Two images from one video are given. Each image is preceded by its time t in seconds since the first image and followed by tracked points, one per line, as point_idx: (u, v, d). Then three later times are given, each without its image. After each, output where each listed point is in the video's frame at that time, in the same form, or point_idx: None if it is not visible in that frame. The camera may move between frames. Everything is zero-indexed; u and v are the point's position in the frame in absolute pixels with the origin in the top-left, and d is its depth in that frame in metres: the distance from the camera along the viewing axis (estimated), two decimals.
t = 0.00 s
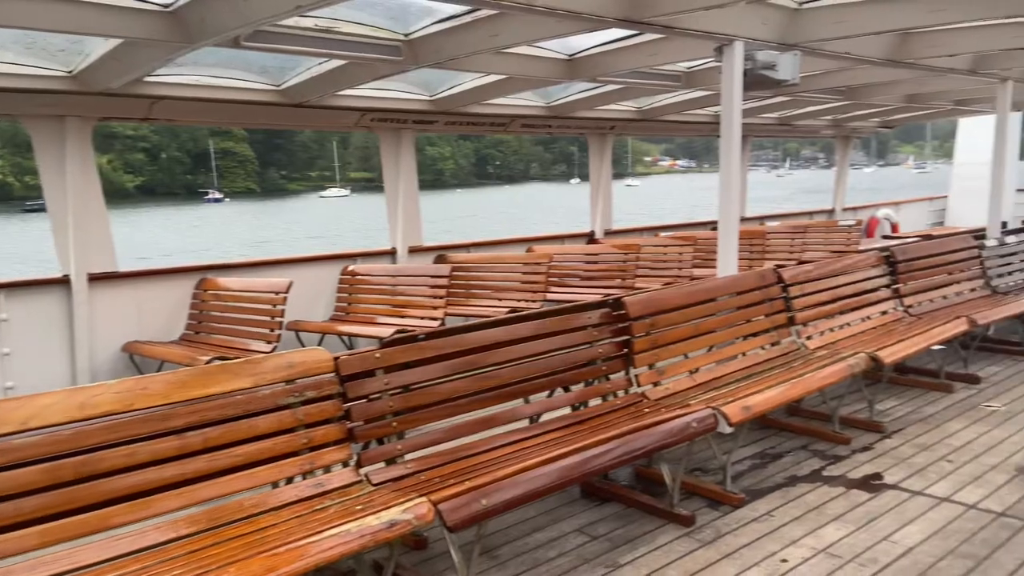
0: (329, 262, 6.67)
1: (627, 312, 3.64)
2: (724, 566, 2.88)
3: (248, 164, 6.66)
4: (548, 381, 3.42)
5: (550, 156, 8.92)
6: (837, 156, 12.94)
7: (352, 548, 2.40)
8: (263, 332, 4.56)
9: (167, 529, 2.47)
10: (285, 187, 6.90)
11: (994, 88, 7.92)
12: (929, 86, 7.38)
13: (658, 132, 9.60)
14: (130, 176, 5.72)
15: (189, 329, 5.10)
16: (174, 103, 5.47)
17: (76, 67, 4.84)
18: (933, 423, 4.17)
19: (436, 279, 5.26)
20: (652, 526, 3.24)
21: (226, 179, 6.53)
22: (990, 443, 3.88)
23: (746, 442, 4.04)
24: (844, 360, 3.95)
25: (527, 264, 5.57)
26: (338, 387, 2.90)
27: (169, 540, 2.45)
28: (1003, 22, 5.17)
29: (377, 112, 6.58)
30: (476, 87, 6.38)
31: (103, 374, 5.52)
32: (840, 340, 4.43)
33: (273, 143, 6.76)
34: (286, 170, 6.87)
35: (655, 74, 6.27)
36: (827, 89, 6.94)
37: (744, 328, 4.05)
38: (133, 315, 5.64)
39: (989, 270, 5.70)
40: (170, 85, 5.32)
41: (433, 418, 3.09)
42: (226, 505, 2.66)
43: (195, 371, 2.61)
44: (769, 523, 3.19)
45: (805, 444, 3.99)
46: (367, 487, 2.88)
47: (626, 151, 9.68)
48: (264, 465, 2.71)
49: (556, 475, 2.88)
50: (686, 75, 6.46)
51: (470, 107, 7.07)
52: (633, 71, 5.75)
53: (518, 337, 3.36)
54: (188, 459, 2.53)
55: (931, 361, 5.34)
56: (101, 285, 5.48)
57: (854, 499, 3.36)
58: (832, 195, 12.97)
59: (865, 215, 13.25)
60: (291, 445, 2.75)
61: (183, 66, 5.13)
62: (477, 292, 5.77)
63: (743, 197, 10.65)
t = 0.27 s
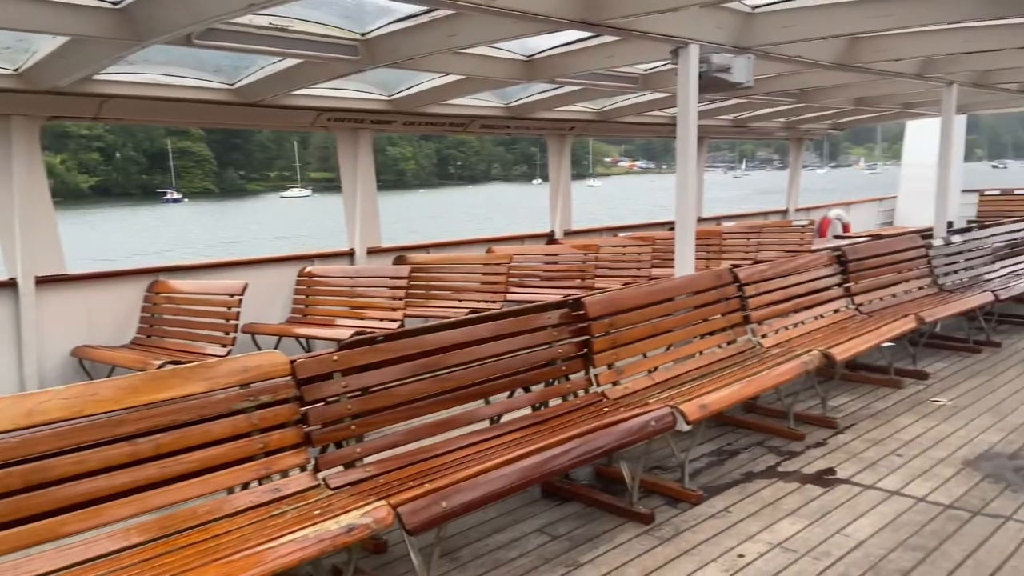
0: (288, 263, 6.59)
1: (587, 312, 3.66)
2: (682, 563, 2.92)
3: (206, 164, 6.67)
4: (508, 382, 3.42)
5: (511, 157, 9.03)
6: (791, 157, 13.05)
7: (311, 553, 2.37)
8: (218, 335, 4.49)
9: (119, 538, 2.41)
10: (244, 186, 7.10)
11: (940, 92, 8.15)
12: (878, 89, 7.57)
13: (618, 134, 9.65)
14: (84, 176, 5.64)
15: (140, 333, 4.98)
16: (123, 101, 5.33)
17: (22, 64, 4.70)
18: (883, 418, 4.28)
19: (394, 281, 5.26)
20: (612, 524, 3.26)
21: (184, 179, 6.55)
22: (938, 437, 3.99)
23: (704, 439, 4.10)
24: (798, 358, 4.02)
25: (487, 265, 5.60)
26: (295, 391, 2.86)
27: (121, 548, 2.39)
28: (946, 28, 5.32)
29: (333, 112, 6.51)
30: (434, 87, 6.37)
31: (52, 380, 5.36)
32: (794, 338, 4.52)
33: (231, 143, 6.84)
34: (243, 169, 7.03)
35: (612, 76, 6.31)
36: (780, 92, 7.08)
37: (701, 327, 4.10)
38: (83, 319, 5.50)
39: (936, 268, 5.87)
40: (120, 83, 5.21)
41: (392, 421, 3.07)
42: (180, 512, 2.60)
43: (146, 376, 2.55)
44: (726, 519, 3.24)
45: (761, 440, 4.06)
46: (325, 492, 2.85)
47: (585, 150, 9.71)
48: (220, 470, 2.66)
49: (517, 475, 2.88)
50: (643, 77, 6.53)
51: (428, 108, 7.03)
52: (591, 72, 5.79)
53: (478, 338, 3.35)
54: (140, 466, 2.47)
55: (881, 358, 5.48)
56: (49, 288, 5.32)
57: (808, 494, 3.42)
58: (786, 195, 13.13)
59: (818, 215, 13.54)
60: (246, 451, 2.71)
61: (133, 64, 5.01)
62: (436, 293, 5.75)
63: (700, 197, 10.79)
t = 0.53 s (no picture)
0: (245, 265, 6.51)
1: (548, 313, 3.67)
2: (643, 560, 2.94)
3: (162, 165, 7.61)
4: (469, 383, 3.41)
5: (472, 158, 9.83)
6: (747, 158, 13.02)
7: (269, 559, 2.33)
8: (173, 339, 4.41)
9: (71, 547, 2.34)
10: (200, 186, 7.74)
11: (889, 95, 8.37)
12: (831, 92, 7.74)
13: (580, 135, 9.70)
14: (42, 177, 6.28)
15: (93, 336, 4.86)
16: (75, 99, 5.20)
17: None
18: (838, 414, 4.37)
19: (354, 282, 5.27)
20: (574, 523, 3.28)
21: (141, 179, 7.35)
22: (891, 432, 4.10)
23: (664, 437, 4.14)
24: (755, 356, 4.09)
25: (448, 266, 5.61)
26: (253, 394, 2.81)
27: (73, 557, 2.32)
28: (894, 33, 5.47)
29: (291, 111, 6.43)
30: (394, 86, 6.34)
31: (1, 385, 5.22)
32: (751, 337, 4.59)
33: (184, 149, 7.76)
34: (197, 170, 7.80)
35: (573, 77, 6.35)
36: (737, 94, 7.19)
37: (661, 326, 4.15)
38: (33, 322, 5.36)
39: (887, 267, 6.02)
40: (72, 81, 5.10)
41: (352, 423, 3.04)
42: (134, 519, 2.55)
43: (98, 380, 2.48)
44: (686, 516, 3.28)
45: (720, 437, 4.12)
46: (284, 496, 2.82)
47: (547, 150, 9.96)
48: (176, 476, 2.60)
49: (479, 476, 2.88)
50: (603, 78, 6.57)
51: (387, 107, 6.99)
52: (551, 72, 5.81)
53: (439, 339, 3.34)
54: (92, 473, 2.40)
55: (836, 356, 5.60)
56: None
57: (766, 489, 3.48)
58: (744, 196, 13.24)
59: (775, 216, 13.77)
60: (202, 456, 2.66)
61: (85, 61, 4.90)
62: (397, 294, 5.74)
63: (659, 197, 10.91)
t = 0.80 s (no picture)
0: (204, 266, 6.41)
1: (512, 313, 3.67)
2: (608, 558, 2.96)
3: (124, 164, 7.50)
4: (433, 384, 3.40)
5: (439, 158, 9.79)
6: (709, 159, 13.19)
7: (229, 564, 2.29)
8: (129, 342, 4.35)
9: (23, 555, 2.27)
10: (163, 186, 7.60)
11: (847, 97, 8.54)
12: (791, 94, 7.86)
13: (545, 135, 9.72)
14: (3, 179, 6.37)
15: (46, 339, 4.74)
16: (27, 97, 5.06)
17: None
18: (797, 410, 4.45)
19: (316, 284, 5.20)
20: (539, 522, 3.29)
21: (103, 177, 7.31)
22: (848, 427, 4.18)
23: (628, 436, 4.17)
24: (717, 354, 4.14)
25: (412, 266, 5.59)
26: (213, 397, 2.77)
27: (25, 567, 2.25)
28: (849, 37, 5.59)
29: (251, 109, 6.33)
30: (357, 85, 6.28)
31: None
32: (713, 335, 4.65)
33: (146, 146, 7.64)
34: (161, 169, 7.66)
35: (537, 77, 6.37)
36: (698, 96, 7.28)
37: (625, 325, 4.18)
38: None
39: (844, 266, 6.15)
40: (24, 77, 4.96)
41: (315, 426, 3.01)
42: (89, 526, 2.48)
43: (51, 384, 2.41)
44: (650, 514, 3.30)
45: (683, 435, 4.16)
46: (244, 500, 2.78)
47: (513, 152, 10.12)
48: (133, 481, 2.54)
49: (443, 477, 2.87)
50: (567, 78, 6.59)
51: (349, 106, 6.93)
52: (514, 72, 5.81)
53: (402, 341, 3.31)
54: (45, 479, 2.33)
55: (795, 353, 5.70)
56: None
57: (727, 486, 3.53)
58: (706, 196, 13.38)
59: (737, 216, 13.96)
60: (160, 460, 2.60)
61: (37, 57, 4.77)
62: (360, 295, 5.71)
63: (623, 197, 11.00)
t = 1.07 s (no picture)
0: (167, 267, 6.32)
1: (480, 313, 3.66)
2: (575, 557, 2.97)
3: (87, 162, 7.12)
4: (400, 385, 3.38)
5: (407, 157, 9.70)
6: (676, 160, 13.35)
7: (190, 570, 2.25)
8: (88, 344, 4.29)
9: None
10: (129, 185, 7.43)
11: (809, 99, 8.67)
12: (755, 96, 7.96)
13: (513, 135, 9.72)
14: None
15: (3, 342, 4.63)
16: None
17: None
18: (762, 408, 4.51)
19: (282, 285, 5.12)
20: (507, 522, 3.28)
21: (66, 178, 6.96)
22: (812, 424, 4.25)
23: (596, 435, 4.19)
24: (684, 353, 4.18)
25: (379, 266, 5.56)
26: (173, 400, 2.71)
27: None
28: (811, 40, 5.68)
29: (213, 108, 6.26)
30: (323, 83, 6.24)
31: None
32: (680, 334, 4.69)
33: (112, 142, 7.27)
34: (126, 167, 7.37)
35: (504, 77, 6.37)
36: (664, 96, 7.34)
37: (593, 324, 4.20)
38: None
39: (807, 265, 6.24)
40: None
41: (279, 428, 2.97)
42: (46, 533, 2.42)
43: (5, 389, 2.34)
44: (617, 512, 3.32)
45: (650, 433, 4.19)
46: (207, 505, 2.73)
47: (481, 151, 10.13)
48: (90, 487, 2.48)
49: (410, 478, 2.84)
50: (533, 78, 6.61)
51: (314, 105, 6.88)
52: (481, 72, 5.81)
53: (369, 341, 3.29)
54: None
55: (760, 351, 5.77)
56: None
57: (694, 483, 3.56)
58: (672, 196, 13.48)
59: (702, 216, 14.11)
60: (119, 465, 2.54)
61: None
62: (327, 295, 5.66)
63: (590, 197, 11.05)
